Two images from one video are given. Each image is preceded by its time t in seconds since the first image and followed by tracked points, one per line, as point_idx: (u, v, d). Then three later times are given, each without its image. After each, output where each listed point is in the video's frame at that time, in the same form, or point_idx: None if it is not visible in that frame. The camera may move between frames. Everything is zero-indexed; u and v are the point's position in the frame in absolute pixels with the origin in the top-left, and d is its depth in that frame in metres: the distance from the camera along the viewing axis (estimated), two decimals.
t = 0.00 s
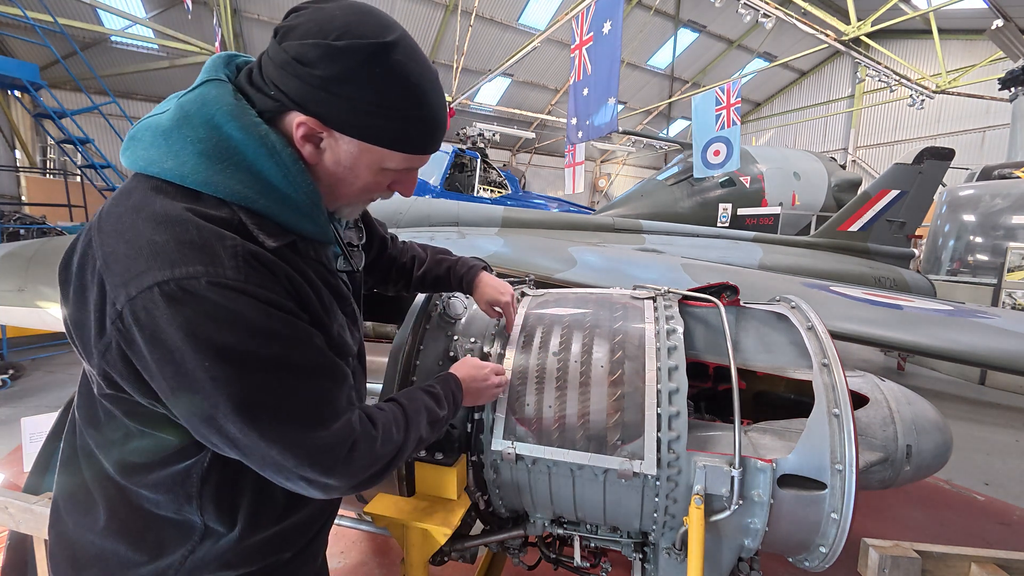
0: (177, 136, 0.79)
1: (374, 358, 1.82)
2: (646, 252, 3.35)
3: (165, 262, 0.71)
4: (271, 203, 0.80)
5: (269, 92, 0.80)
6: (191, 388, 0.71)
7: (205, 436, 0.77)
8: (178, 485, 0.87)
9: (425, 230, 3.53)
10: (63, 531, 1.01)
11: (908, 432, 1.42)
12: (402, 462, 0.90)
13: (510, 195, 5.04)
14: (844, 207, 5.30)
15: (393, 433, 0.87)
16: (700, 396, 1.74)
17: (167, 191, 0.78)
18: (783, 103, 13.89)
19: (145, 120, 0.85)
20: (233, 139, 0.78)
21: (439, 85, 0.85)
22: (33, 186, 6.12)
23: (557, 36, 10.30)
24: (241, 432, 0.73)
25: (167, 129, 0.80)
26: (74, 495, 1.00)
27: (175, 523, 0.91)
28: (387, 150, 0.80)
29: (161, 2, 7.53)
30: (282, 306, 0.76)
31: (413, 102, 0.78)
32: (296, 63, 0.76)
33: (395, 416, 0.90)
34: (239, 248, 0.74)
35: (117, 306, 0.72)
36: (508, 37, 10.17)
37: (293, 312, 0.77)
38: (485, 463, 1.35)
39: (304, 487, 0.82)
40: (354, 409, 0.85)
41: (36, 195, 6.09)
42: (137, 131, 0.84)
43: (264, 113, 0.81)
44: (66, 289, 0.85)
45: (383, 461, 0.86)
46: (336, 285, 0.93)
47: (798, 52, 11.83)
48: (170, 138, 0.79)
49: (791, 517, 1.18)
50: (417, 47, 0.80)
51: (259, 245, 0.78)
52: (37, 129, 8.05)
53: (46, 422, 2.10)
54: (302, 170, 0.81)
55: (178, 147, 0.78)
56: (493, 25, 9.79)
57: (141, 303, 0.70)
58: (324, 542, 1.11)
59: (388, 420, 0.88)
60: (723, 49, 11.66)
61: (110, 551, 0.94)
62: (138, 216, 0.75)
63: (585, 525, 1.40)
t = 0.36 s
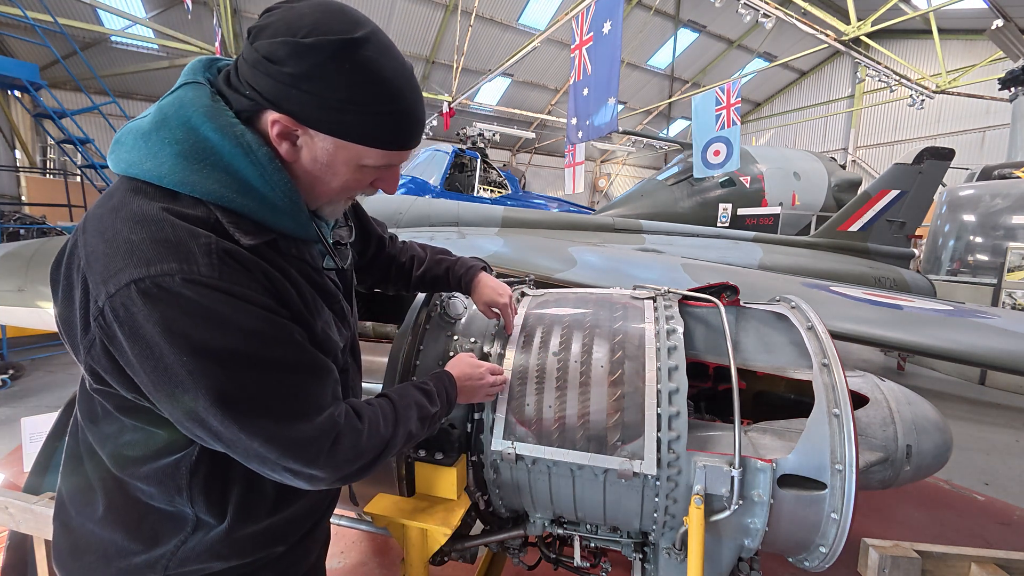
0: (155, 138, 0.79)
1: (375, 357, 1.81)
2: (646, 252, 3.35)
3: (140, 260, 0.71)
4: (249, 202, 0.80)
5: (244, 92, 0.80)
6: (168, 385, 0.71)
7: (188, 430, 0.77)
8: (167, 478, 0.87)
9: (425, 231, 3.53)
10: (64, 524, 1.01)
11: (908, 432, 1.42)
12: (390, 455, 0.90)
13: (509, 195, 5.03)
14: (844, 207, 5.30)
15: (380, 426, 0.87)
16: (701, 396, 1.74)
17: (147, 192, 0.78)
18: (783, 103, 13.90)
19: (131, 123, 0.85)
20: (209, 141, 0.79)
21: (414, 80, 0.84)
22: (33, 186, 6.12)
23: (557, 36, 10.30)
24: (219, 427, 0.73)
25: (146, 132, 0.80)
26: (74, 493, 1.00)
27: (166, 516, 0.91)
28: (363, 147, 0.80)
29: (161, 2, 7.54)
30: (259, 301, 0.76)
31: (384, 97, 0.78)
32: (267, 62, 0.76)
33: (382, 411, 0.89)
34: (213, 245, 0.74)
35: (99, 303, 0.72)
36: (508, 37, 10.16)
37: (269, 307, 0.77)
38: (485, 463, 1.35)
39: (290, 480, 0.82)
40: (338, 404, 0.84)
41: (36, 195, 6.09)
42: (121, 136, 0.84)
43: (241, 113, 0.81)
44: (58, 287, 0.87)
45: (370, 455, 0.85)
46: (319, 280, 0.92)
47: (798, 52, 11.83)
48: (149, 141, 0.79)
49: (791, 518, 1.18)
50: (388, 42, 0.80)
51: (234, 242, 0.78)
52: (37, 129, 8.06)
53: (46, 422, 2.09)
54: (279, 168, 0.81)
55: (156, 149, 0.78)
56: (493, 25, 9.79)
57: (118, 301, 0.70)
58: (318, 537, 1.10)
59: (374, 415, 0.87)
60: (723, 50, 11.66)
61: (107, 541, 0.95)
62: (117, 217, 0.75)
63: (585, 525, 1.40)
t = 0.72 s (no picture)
0: (139, 133, 0.79)
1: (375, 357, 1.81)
2: (646, 252, 3.35)
3: (122, 251, 0.71)
4: (233, 195, 0.80)
5: (228, 86, 0.81)
6: (150, 376, 0.71)
7: (173, 422, 0.77)
8: (159, 472, 0.87)
9: (425, 231, 3.53)
10: (62, 519, 1.01)
11: (908, 432, 1.42)
12: (379, 452, 0.89)
13: (510, 195, 5.03)
14: (844, 207, 5.30)
15: (368, 422, 0.86)
16: (700, 396, 1.74)
17: (133, 185, 0.78)
18: (783, 103, 13.89)
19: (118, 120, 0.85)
20: (193, 135, 0.79)
21: (397, 71, 0.83)
22: (33, 186, 6.11)
23: (557, 36, 10.30)
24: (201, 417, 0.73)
25: (132, 128, 0.81)
26: (73, 490, 1.00)
27: (159, 510, 0.91)
28: (346, 139, 0.79)
29: (161, 2, 7.55)
30: (241, 292, 0.75)
31: (363, 88, 0.77)
32: (248, 56, 0.77)
33: (371, 407, 0.89)
34: (194, 236, 0.74)
35: (83, 294, 0.73)
36: (508, 37, 10.16)
37: (251, 298, 0.77)
38: (485, 463, 1.36)
39: (276, 475, 0.82)
40: (326, 399, 0.84)
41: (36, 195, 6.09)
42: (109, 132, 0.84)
43: (225, 107, 0.81)
44: (49, 280, 0.87)
45: (356, 451, 0.84)
46: (307, 275, 0.92)
47: (798, 52, 11.83)
48: (135, 136, 0.79)
49: (791, 517, 1.18)
50: (367, 34, 0.79)
51: (216, 234, 0.78)
52: (37, 129, 8.05)
53: (46, 422, 2.09)
54: (262, 162, 0.81)
55: (141, 143, 0.78)
56: (492, 25, 9.78)
57: (99, 291, 0.70)
58: (313, 533, 1.09)
59: (362, 409, 0.87)
60: (723, 50, 11.66)
61: (102, 534, 0.95)
62: (101, 209, 0.75)
63: (585, 525, 1.40)
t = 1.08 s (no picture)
0: (127, 133, 0.80)
1: (376, 357, 1.81)
2: (646, 252, 3.35)
3: (107, 253, 0.71)
4: (222, 194, 0.80)
5: (214, 81, 0.81)
6: (136, 378, 0.71)
7: (162, 425, 0.77)
8: (155, 474, 0.87)
9: (425, 231, 3.53)
10: (62, 520, 1.02)
11: (908, 432, 1.42)
12: (373, 457, 0.88)
13: (510, 195, 5.03)
14: (844, 207, 5.30)
15: (362, 426, 0.86)
16: (701, 396, 1.74)
17: (121, 186, 0.79)
18: (783, 103, 13.90)
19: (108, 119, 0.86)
20: (181, 133, 0.79)
21: (384, 58, 0.83)
22: (33, 186, 6.11)
23: (557, 36, 10.29)
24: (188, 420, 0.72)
25: (120, 128, 0.81)
26: (73, 490, 1.00)
27: (157, 512, 0.91)
28: (334, 131, 0.79)
29: (161, 2, 7.55)
30: (229, 295, 0.75)
31: (349, 76, 0.76)
32: (231, 47, 0.77)
33: (366, 411, 0.88)
34: (180, 237, 0.74)
35: (71, 296, 0.73)
36: (508, 37, 10.16)
37: (239, 301, 0.76)
38: (485, 463, 1.36)
39: (267, 479, 0.82)
40: (318, 402, 0.84)
41: (36, 194, 6.09)
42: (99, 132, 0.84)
43: (213, 103, 0.81)
44: (41, 282, 0.87)
45: (349, 457, 0.84)
46: (299, 276, 0.92)
47: (798, 52, 11.83)
48: (123, 135, 0.79)
49: (791, 517, 1.18)
50: (352, 19, 0.79)
51: (203, 235, 0.78)
52: (37, 129, 8.05)
53: (46, 422, 2.09)
54: (250, 159, 0.81)
55: (130, 142, 0.79)
56: (492, 25, 9.78)
57: (85, 294, 0.70)
58: (313, 534, 1.10)
59: (356, 414, 0.86)
60: (723, 50, 11.66)
61: (100, 535, 0.95)
62: (88, 211, 0.75)
63: (585, 525, 1.40)
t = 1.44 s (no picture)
0: (129, 137, 0.80)
1: (376, 358, 1.81)
2: (646, 252, 3.35)
3: (111, 260, 0.71)
4: (226, 199, 0.80)
5: (214, 81, 0.81)
6: (142, 386, 0.71)
7: (166, 431, 0.77)
8: (157, 478, 0.87)
9: (425, 231, 3.53)
10: (62, 521, 1.02)
11: (908, 432, 1.42)
12: (378, 461, 0.88)
13: (510, 195, 5.03)
14: (844, 207, 5.30)
15: (367, 431, 0.86)
16: (701, 396, 1.74)
17: (124, 191, 0.78)
18: (783, 103, 13.90)
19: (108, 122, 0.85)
20: (183, 137, 0.79)
21: (385, 53, 0.83)
22: (33, 186, 6.11)
23: (557, 36, 10.29)
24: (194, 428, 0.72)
25: (122, 132, 0.81)
26: (74, 491, 1.00)
27: (160, 515, 0.91)
28: (336, 130, 0.79)
29: (161, 2, 7.55)
30: (234, 301, 0.75)
31: (349, 72, 0.76)
32: (230, 46, 0.77)
33: (370, 416, 0.88)
34: (185, 244, 0.73)
35: (74, 304, 0.72)
36: (508, 37, 10.15)
37: (244, 308, 0.76)
38: (485, 463, 1.36)
39: (272, 485, 0.82)
40: (323, 408, 0.84)
41: (36, 194, 6.10)
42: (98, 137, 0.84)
43: (214, 105, 0.81)
44: (42, 286, 0.87)
45: (354, 462, 0.84)
46: (302, 280, 0.92)
47: (798, 52, 11.82)
48: (125, 139, 0.79)
49: (792, 518, 1.18)
50: (351, 14, 0.78)
51: (208, 240, 0.78)
52: (37, 129, 8.05)
53: (46, 422, 2.09)
54: (255, 163, 0.81)
55: (133, 147, 0.79)
56: (492, 25, 9.78)
57: (89, 302, 0.70)
58: (317, 534, 1.10)
59: (360, 419, 0.86)
60: (723, 50, 11.66)
61: (102, 538, 0.95)
62: (92, 217, 0.75)
63: (585, 525, 1.40)
